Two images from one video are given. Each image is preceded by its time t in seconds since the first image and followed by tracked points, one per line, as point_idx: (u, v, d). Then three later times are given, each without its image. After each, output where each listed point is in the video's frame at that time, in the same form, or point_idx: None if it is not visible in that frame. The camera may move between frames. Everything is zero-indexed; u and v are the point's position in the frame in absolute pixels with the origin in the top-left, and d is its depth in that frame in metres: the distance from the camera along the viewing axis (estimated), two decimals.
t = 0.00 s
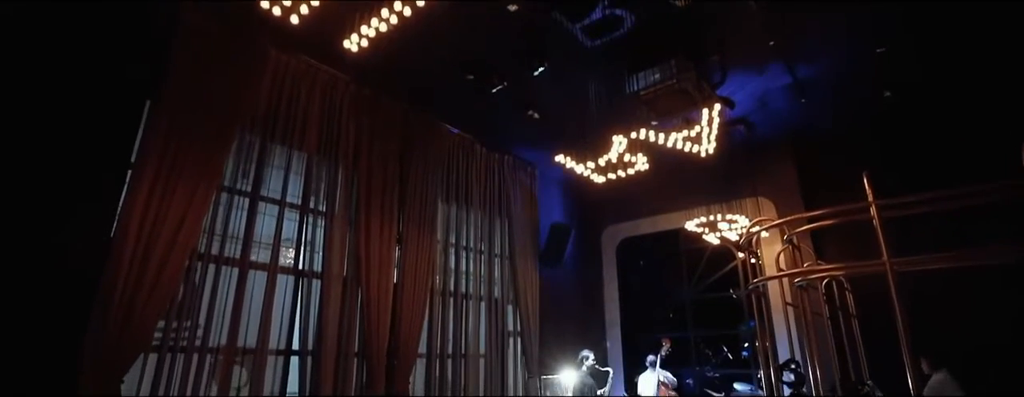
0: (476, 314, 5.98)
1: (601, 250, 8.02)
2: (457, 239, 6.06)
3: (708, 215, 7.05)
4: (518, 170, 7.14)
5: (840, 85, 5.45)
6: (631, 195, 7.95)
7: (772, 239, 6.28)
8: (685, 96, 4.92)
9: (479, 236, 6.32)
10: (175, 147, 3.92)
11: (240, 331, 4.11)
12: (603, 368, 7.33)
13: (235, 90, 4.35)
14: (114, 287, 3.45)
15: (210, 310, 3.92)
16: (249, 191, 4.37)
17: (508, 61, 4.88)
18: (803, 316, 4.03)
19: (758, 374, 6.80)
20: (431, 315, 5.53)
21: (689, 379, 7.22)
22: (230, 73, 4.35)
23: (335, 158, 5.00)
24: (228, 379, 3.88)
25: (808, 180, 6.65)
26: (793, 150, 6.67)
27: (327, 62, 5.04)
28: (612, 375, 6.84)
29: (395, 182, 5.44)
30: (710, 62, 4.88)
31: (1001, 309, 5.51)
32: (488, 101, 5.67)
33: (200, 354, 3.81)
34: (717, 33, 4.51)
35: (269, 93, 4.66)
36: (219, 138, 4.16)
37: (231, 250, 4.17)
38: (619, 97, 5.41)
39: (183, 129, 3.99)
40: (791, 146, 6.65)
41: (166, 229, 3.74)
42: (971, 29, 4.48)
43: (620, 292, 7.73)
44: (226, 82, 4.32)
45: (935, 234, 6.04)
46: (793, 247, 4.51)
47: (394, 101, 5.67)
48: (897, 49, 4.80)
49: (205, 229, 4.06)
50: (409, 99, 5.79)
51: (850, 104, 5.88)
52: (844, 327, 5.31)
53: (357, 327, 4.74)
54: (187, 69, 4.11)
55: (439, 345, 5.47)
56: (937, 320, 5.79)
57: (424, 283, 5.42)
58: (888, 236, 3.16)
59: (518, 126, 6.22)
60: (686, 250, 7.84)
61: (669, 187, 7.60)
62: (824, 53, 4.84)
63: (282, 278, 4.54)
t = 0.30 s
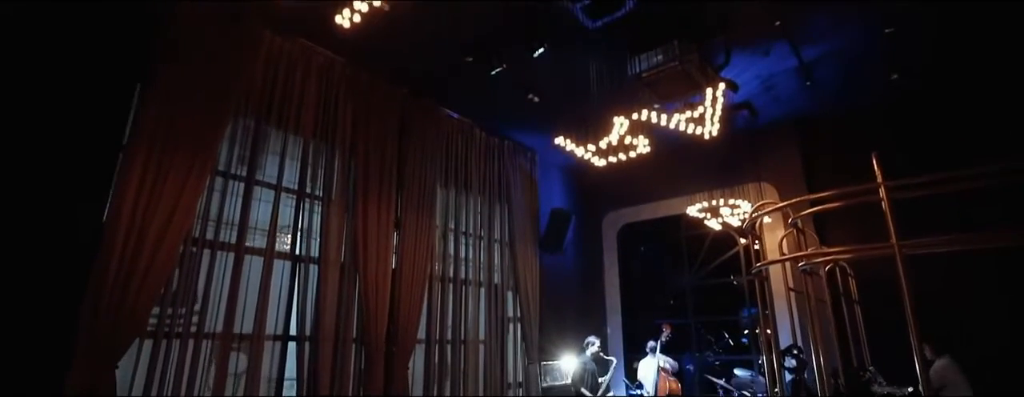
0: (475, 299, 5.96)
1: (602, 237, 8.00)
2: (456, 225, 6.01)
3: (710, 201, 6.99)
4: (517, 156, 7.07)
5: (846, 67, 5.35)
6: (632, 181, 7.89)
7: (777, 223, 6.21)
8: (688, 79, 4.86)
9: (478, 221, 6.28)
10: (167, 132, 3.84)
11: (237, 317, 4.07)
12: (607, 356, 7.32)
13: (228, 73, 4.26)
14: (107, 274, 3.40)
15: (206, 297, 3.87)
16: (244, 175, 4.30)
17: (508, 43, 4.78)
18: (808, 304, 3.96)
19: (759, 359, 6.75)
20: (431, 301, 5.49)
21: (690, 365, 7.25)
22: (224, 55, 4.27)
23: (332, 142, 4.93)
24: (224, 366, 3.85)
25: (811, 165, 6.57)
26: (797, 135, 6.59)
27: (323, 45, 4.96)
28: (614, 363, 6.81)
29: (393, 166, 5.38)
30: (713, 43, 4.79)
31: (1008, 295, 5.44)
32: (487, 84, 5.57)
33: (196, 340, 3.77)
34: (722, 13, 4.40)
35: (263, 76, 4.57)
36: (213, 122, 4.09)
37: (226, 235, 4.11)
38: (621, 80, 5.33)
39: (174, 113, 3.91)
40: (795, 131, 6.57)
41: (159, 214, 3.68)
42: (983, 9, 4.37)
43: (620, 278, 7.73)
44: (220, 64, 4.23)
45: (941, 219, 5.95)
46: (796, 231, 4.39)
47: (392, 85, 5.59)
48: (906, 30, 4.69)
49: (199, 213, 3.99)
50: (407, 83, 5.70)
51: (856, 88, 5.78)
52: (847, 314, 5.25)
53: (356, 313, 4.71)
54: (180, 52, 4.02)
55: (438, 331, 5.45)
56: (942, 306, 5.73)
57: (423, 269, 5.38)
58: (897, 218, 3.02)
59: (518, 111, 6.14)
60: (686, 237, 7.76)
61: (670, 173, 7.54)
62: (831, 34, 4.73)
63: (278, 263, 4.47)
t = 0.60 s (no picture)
0: (475, 285, 5.93)
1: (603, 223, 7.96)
2: (455, 210, 5.95)
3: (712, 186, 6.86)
4: (517, 141, 7.00)
5: (853, 49, 5.25)
6: (634, 167, 7.81)
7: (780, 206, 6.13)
8: (693, 62, 4.76)
9: (478, 207, 6.22)
10: (159, 114, 3.77)
11: (233, 302, 4.02)
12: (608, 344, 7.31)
13: (222, 53, 4.18)
14: (100, 259, 3.35)
15: (202, 282, 3.82)
16: (239, 159, 4.23)
17: (507, 24, 4.69)
18: (813, 290, 3.94)
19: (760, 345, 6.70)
20: (430, 287, 5.45)
21: (691, 350, 7.24)
22: (218, 36, 4.18)
23: (329, 126, 4.86)
24: (221, 351, 3.82)
25: (815, 150, 6.49)
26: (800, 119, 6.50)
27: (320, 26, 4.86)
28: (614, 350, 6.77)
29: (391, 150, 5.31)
30: (718, 24, 4.70)
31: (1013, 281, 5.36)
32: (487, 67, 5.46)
33: (192, 325, 3.74)
34: None
35: (258, 58, 4.48)
36: (206, 104, 4.01)
37: (222, 220, 4.05)
38: (623, 63, 5.24)
39: (167, 95, 3.84)
40: (799, 115, 6.48)
41: (152, 198, 3.62)
42: None
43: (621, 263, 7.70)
44: (213, 45, 4.14)
45: (947, 205, 5.86)
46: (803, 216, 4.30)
47: (390, 67, 5.49)
48: (914, 10, 4.58)
49: (194, 198, 3.92)
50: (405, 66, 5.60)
51: (862, 70, 5.68)
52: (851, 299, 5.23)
53: (354, 299, 4.67)
54: (172, 32, 3.94)
55: (437, 316, 5.41)
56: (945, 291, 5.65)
57: (422, 254, 5.33)
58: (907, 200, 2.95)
59: (518, 94, 6.05)
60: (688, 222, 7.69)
61: (672, 158, 7.47)
62: (838, 15, 4.62)
63: (275, 248, 4.40)
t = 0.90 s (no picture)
0: (475, 271, 5.89)
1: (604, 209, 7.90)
2: (455, 195, 5.88)
3: (713, 171, 6.71)
4: (517, 125, 6.90)
5: (860, 32, 5.13)
6: (635, 152, 7.73)
7: (783, 189, 6.05)
8: (697, 43, 4.65)
9: (478, 191, 6.15)
10: (151, 96, 3.69)
11: (229, 288, 3.97)
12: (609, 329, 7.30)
13: (215, 34, 4.07)
14: (91, 243, 3.28)
15: (197, 268, 3.76)
16: (234, 143, 4.15)
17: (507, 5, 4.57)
18: (818, 276, 3.94)
19: (762, 331, 6.66)
20: (430, 272, 5.40)
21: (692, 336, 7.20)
22: (210, 16, 4.07)
23: (325, 109, 4.77)
24: (217, 336, 3.77)
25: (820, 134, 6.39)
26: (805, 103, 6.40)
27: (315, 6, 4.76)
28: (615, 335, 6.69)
29: (389, 134, 5.23)
30: (722, 5, 4.60)
31: (1020, 267, 5.28)
32: (486, 49, 5.37)
33: (187, 311, 3.68)
34: None
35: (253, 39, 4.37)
36: (199, 86, 3.92)
37: (217, 205, 3.98)
38: (625, 45, 5.15)
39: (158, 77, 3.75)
40: (803, 99, 6.38)
41: (144, 183, 3.54)
42: None
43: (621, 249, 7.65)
44: (205, 25, 4.03)
45: (953, 190, 5.76)
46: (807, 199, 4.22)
47: (387, 50, 5.39)
48: None
49: (188, 182, 3.85)
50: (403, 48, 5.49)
51: (869, 53, 5.57)
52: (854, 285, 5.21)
53: (352, 285, 4.64)
54: (162, 12, 3.83)
55: (436, 302, 5.37)
56: (950, 278, 5.57)
57: (421, 239, 5.27)
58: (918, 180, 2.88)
59: (518, 78, 5.96)
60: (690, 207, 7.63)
61: (674, 143, 7.39)
62: None
63: (272, 234, 4.34)
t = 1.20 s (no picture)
0: (475, 257, 5.84)
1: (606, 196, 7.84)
2: (454, 180, 5.80)
3: (718, 156, 6.58)
4: (518, 111, 6.80)
5: (868, 14, 5.02)
6: (638, 138, 7.64)
7: (788, 177, 5.97)
8: (701, 25, 4.53)
9: (477, 177, 6.07)
10: (141, 78, 3.59)
11: (225, 274, 3.92)
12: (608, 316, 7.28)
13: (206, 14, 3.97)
14: (82, 228, 3.22)
15: (191, 254, 3.71)
16: (228, 127, 4.07)
17: None
18: (825, 264, 3.87)
19: (765, 319, 6.59)
20: (429, 259, 5.34)
21: (694, 324, 7.16)
22: None
23: (321, 92, 4.68)
24: (213, 322, 3.73)
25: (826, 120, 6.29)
26: (811, 87, 6.30)
27: None
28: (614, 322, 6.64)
29: (387, 119, 5.14)
30: None
31: None
32: (486, 33, 5.28)
33: (183, 298, 3.63)
34: None
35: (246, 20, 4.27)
36: (190, 69, 3.82)
37: (211, 190, 3.91)
38: (627, 29, 5.06)
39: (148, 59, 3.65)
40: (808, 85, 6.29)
41: (135, 167, 3.47)
42: None
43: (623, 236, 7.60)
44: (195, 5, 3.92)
45: (960, 175, 5.65)
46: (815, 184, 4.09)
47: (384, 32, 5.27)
48: None
49: (181, 167, 3.77)
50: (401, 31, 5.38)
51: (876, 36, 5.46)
52: (859, 272, 5.14)
53: (350, 272, 4.58)
54: None
55: (436, 289, 5.31)
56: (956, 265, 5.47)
57: (420, 225, 5.21)
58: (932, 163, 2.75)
59: (519, 61, 5.85)
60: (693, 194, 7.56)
61: (677, 129, 7.30)
62: None
63: (268, 220, 4.27)
